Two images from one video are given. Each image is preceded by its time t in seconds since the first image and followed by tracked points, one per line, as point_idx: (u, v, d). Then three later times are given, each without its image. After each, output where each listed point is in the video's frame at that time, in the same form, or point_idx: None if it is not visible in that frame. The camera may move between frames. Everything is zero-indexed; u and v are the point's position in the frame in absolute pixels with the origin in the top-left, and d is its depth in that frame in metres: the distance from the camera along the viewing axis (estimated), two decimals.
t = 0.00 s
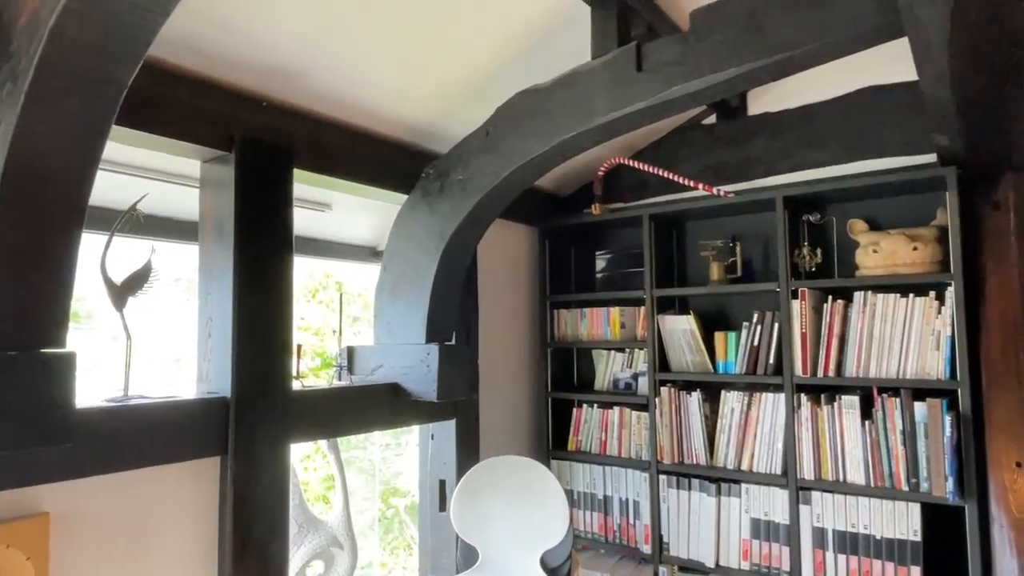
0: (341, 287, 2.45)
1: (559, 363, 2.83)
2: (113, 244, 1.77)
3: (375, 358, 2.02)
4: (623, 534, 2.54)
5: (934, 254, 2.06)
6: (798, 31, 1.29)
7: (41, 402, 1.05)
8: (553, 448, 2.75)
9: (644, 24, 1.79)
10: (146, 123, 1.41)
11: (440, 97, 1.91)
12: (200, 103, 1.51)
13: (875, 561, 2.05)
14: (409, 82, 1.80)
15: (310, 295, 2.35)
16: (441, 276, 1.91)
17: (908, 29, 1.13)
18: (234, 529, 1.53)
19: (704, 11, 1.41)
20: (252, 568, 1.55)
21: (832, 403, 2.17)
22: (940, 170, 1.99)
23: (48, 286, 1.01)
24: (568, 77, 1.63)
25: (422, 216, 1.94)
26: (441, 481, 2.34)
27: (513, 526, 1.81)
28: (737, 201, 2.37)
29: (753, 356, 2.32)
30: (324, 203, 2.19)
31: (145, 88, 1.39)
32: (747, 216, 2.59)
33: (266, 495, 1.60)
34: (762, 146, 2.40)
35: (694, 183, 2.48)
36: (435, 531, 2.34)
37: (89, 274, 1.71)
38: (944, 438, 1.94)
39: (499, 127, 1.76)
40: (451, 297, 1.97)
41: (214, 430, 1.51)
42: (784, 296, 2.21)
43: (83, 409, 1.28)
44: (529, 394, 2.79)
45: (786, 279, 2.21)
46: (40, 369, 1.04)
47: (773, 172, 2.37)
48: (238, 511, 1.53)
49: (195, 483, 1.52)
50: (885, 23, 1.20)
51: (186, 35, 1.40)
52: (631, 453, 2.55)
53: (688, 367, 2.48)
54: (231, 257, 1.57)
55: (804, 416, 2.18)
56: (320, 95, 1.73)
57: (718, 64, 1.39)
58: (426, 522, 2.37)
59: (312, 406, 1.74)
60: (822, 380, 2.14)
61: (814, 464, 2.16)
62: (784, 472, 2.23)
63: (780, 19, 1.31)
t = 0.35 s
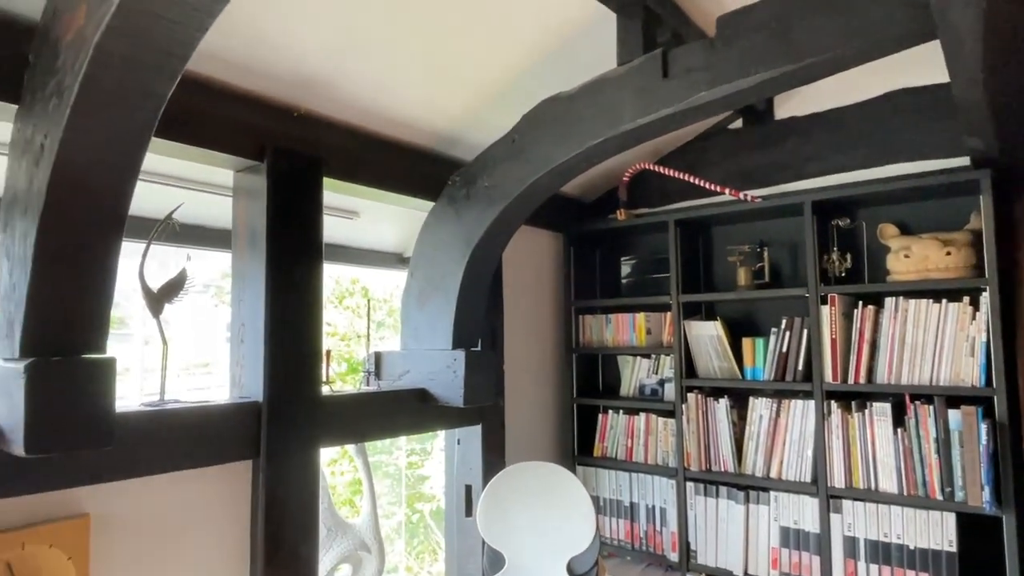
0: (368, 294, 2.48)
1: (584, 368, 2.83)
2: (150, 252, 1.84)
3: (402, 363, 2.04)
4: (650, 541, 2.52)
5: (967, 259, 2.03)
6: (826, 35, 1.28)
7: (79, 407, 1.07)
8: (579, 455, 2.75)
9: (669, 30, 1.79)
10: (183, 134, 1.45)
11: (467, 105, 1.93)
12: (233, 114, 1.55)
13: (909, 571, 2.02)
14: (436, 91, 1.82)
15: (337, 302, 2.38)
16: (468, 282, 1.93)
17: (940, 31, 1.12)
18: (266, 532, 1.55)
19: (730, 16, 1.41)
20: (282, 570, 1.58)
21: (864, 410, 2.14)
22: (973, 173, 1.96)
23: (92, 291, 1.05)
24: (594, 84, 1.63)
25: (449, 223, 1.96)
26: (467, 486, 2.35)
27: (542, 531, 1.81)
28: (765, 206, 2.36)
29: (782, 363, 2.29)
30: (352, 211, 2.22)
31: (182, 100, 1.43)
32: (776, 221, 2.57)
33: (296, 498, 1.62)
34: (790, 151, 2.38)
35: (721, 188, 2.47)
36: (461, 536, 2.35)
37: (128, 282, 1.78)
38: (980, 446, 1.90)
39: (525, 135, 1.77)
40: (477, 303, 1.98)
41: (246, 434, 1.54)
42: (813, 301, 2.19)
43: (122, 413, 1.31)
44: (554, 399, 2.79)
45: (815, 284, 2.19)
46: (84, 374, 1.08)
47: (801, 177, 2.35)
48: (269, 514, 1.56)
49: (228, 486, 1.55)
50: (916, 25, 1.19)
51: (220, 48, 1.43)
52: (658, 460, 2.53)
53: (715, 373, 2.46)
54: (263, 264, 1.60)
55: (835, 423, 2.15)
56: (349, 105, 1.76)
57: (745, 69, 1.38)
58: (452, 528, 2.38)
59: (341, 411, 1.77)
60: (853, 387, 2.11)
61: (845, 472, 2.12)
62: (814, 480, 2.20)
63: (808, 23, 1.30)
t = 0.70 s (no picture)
0: (386, 302, 2.51)
1: (602, 377, 2.83)
2: (177, 262, 1.89)
3: (422, 371, 2.05)
4: (670, 551, 2.51)
5: (992, 266, 2.00)
6: (846, 43, 1.28)
7: (106, 415, 1.09)
8: (598, 463, 2.74)
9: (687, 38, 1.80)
10: (209, 146, 1.48)
11: (486, 115, 1.95)
12: (257, 125, 1.58)
13: None
14: (455, 101, 1.84)
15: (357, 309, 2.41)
16: (486, 290, 1.94)
17: (963, 37, 1.12)
18: (288, 537, 1.57)
19: (749, 25, 1.41)
20: None
21: (887, 419, 2.11)
22: (998, 179, 1.94)
23: (121, 299, 1.08)
24: (613, 93, 1.64)
25: (468, 232, 1.97)
26: (486, 494, 2.35)
27: (558, 537, 1.82)
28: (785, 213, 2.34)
29: (803, 371, 2.27)
30: (372, 221, 2.25)
31: (208, 112, 1.46)
32: (796, 228, 2.55)
33: (317, 505, 1.64)
34: (810, 158, 2.36)
35: (740, 195, 2.46)
36: (480, 544, 2.34)
37: (155, 292, 1.83)
38: (1008, 457, 1.87)
39: (544, 144, 1.78)
40: (496, 311, 1.99)
41: (269, 441, 1.56)
42: (834, 309, 2.17)
43: (148, 420, 1.33)
44: (573, 407, 2.79)
45: (836, 291, 2.17)
46: (114, 380, 1.10)
47: (821, 184, 2.34)
48: (291, 520, 1.57)
49: (251, 492, 1.57)
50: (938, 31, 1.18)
51: (245, 61, 1.46)
52: (678, 469, 2.52)
53: (735, 381, 2.44)
54: (286, 274, 1.62)
55: (858, 432, 2.12)
56: (369, 115, 1.78)
57: (764, 77, 1.38)
58: (471, 536, 2.37)
59: (362, 419, 1.78)
60: (876, 396, 2.09)
61: (868, 482, 2.10)
62: (837, 490, 2.17)
63: (828, 30, 1.30)
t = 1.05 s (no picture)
0: (399, 311, 2.52)
1: (615, 386, 2.82)
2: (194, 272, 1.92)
3: (435, 381, 2.06)
4: (684, 563, 2.49)
5: (1010, 276, 1.98)
6: (860, 53, 1.28)
7: (123, 422, 1.10)
8: (611, 474, 2.72)
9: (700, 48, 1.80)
10: (226, 157, 1.49)
11: (499, 126, 1.96)
12: (273, 137, 1.59)
13: None
14: (469, 112, 1.85)
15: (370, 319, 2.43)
16: (499, 300, 1.94)
17: (978, 46, 1.11)
18: (301, 547, 1.57)
19: (762, 35, 1.41)
20: None
21: (904, 431, 2.09)
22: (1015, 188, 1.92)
23: (138, 309, 1.09)
24: (626, 103, 1.65)
25: (481, 241, 1.98)
26: (498, 504, 2.35)
27: (570, 548, 1.80)
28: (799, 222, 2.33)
29: (818, 382, 2.26)
30: (386, 231, 2.26)
31: (225, 125, 1.48)
32: (810, 237, 2.54)
33: (330, 513, 1.64)
34: (824, 167, 2.35)
35: (753, 205, 2.45)
36: (492, 554, 2.34)
37: (170, 303, 1.85)
38: None
39: (557, 154, 1.79)
40: (509, 321, 2.00)
41: (283, 450, 1.56)
42: (849, 319, 2.16)
43: (165, 429, 1.35)
44: (585, 418, 2.78)
45: (851, 301, 2.16)
46: (132, 389, 1.11)
47: (835, 193, 2.32)
48: (304, 529, 1.58)
49: (265, 501, 1.58)
50: (953, 40, 1.18)
51: (262, 75, 1.48)
52: (691, 480, 2.50)
53: (750, 392, 2.43)
54: (301, 283, 1.64)
55: (874, 444, 2.10)
56: (383, 127, 1.79)
57: (777, 87, 1.38)
58: (483, 547, 2.37)
59: (375, 428, 1.78)
60: (893, 407, 2.06)
61: (885, 494, 2.07)
62: (853, 503, 2.15)
63: (842, 40, 1.30)
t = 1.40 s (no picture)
0: (405, 323, 2.53)
1: (622, 399, 2.81)
2: (202, 284, 1.94)
3: (441, 393, 2.06)
4: None
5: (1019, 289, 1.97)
6: (865, 67, 1.28)
7: (131, 433, 1.11)
8: (617, 487, 2.71)
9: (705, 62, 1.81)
10: (236, 170, 1.51)
11: (505, 139, 1.97)
12: (281, 150, 1.61)
13: None
14: (476, 126, 1.86)
15: (376, 331, 2.43)
16: (505, 312, 1.94)
17: (984, 60, 1.12)
18: (307, 559, 1.57)
19: (768, 49, 1.42)
20: None
21: (913, 445, 2.07)
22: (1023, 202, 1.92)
23: (147, 321, 1.10)
24: (632, 117, 1.66)
25: (487, 254, 1.99)
26: (504, 518, 2.34)
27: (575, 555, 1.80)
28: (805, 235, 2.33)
29: (826, 395, 2.25)
30: (392, 244, 2.27)
31: (235, 139, 1.49)
32: (817, 250, 2.54)
33: (336, 526, 1.64)
34: (830, 180, 2.35)
35: (759, 218, 2.45)
36: (498, 567, 2.32)
37: (179, 314, 1.89)
38: None
39: (563, 167, 1.80)
40: (515, 333, 2.00)
41: (289, 462, 1.57)
42: (857, 332, 2.15)
43: (172, 441, 1.35)
44: (591, 430, 2.77)
45: (859, 314, 2.15)
46: (140, 400, 1.12)
47: (842, 206, 2.32)
48: (311, 542, 1.58)
49: (271, 513, 1.58)
50: (958, 55, 1.18)
51: (272, 89, 1.49)
52: (699, 494, 2.48)
53: (757, 405, 2.42)
54: (309, 295, 1.65)
55: (883, 458, 2.08)
56: (391, 140, 1.81)
57: (783, 101, 1.39)
58: (488, 560, 2.36)
59: (381, 441, 1.78)
60: (902, 421, 2.05)
61: (895, 509, 2.06)
62: (862, 517, 2.13)
63: (847, 54, 1.31)
